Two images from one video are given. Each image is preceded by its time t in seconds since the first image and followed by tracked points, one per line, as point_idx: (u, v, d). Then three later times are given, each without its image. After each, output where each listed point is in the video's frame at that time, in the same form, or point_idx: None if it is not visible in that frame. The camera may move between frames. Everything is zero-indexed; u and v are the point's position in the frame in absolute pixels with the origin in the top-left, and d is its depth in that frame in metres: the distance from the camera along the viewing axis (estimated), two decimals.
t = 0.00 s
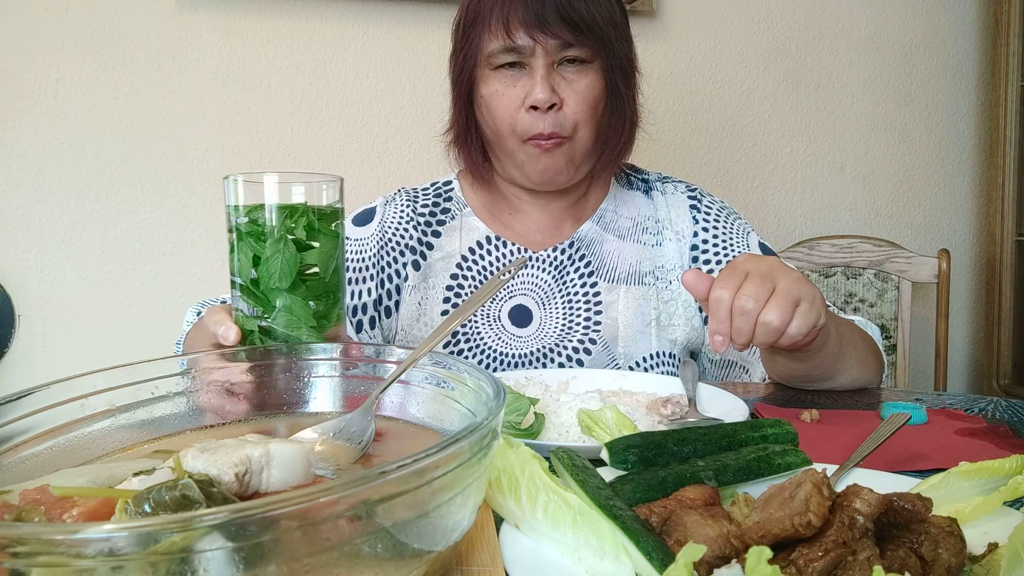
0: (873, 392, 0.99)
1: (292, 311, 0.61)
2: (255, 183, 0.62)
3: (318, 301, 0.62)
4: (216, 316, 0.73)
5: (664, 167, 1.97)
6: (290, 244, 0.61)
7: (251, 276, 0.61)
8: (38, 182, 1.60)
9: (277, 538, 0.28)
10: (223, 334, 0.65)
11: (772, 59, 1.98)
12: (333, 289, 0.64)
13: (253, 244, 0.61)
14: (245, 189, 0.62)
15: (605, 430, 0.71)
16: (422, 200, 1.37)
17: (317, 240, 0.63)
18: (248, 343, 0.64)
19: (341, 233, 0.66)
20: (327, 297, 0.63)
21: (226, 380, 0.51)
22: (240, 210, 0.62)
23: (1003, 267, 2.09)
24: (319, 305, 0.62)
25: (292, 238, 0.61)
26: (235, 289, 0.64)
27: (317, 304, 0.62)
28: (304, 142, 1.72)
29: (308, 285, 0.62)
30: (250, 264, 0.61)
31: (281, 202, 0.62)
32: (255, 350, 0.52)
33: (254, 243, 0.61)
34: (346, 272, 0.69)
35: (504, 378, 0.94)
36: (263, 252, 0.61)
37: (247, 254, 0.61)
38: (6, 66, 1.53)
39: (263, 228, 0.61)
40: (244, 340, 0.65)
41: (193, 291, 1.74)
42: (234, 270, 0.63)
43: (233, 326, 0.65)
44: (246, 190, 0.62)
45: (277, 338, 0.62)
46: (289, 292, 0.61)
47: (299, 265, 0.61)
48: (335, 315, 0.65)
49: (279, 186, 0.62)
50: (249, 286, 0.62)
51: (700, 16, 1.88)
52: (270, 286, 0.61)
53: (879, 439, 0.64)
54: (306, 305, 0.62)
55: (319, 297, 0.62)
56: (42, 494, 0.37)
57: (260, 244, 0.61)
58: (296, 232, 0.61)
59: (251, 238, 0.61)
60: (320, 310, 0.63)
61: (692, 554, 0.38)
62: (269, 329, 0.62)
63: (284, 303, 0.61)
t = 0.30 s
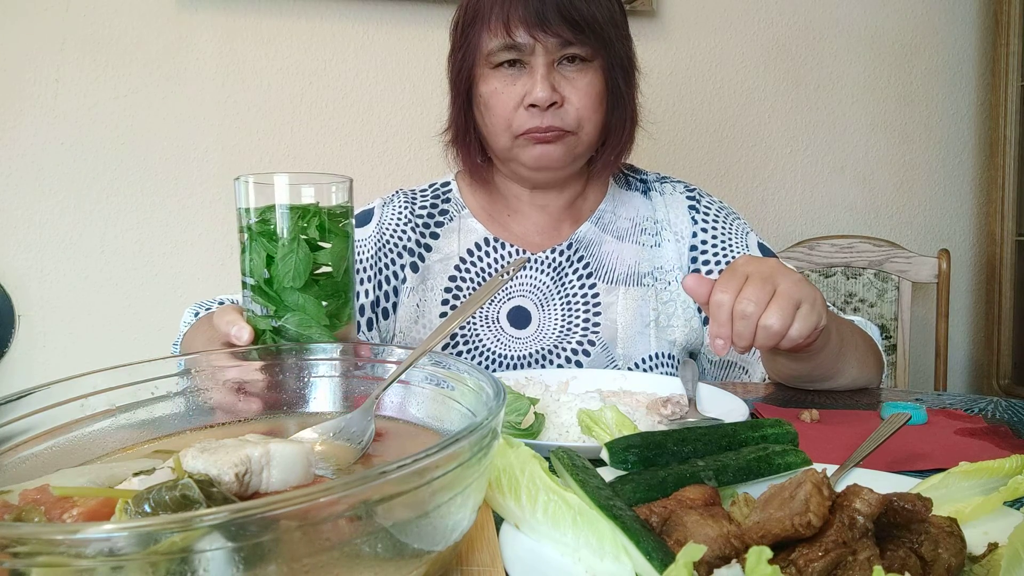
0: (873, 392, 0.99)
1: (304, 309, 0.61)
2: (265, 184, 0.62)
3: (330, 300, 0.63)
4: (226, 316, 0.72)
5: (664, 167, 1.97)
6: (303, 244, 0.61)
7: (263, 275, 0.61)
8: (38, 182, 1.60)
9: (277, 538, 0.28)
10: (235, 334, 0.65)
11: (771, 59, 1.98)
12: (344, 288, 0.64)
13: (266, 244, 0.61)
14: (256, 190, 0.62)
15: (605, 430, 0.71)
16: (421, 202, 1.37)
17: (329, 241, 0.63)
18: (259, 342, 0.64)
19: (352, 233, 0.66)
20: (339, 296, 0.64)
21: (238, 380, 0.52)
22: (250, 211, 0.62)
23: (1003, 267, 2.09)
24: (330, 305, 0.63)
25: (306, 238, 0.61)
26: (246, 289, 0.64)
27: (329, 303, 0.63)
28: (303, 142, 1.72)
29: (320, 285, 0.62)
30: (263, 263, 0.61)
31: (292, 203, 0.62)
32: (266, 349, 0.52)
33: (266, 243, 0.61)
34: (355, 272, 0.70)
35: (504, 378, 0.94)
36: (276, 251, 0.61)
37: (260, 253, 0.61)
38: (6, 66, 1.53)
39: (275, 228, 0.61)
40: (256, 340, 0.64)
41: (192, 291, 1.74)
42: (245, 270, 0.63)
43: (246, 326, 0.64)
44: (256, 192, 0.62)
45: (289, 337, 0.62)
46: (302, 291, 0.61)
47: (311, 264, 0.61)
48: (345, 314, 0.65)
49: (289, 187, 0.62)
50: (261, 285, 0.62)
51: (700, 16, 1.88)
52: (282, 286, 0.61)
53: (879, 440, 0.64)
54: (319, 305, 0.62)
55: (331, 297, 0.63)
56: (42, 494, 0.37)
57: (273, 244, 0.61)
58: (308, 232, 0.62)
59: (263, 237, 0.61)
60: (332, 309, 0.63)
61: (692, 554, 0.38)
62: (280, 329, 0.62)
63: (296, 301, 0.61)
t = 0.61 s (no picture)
0: (873, 392, 0.99)
1: (309, 310, 0.61)
2: (271, 186, 0.62)
3: (334, 301, 0.63)
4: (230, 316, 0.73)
5: (664, 167, 1.97)
6: (309, 245, 0.61)
7: (268, 276, 0.61)
8: (38, 182, 1.60)
9: (277, 538, 0.28)
10: (239, 334, 0.65)
11: (772, 60, 1.98)
12: (348, 290, 0.64)
13: (272, 245, 0.61)
14: (262, 191, 0.62)
15: (605, 430, 0.71)
16: (420, 203, 1.37)
17: (335, 242, 0.63)
18: (263, 343, 0.63)
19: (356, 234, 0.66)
20: (343, 298, 0.64)
21: (240, 379, 0.52)
22: (256, 212, 0.62)
23: (1003, 267, 2.09)
24: (334, 306, 0.63)
25: (312, 240, 0.61)
26: (249, 289, 0.64)
27: (333, 305, 0.63)
28: (303, 142, 1.72)
29: (325, 287, 0.62)
30: (268, 265, 0.61)
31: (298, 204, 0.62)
32: (269, 348, 0.52)
33: (271, 244, 0.61)
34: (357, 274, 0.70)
35: (504, 378, 0.94)
36: (281, 252, 0.61)
37: (265, 254, 0.61)
38: (6, 66, 1.53)
39: (281, 230, 0.61)
40: (261, 340, 0.64)
41: (193, 290, 1.74)
42: (250, 270, 0.63)
43: (249, 326, 0.64)
44: (263, 193, 0.62)
45: (292, 338, 0.61)
46: (307, 292, 0.61)
47: (317, 266, 0.61)
48: (348, 316, 0.65)
49: (296, 189, 0.62)
50: (265, 286, 0.62)
51: (701, 16, 1.88)
52: (287, 287, 0.61)
53: (879, 440, 0.64)
54: (323, 306, 0.62)
55: (335, 298, 0.63)
56: (42, 494, 0.37)
57: (278, 245, 0.61)
58: (314, 234, 0.62)
59: (269, 239, 0.61)
60: (337, 311, 0.63)
61: (691, 554, 0.38)
62: (284, 330, 0.62)
63: (301, 302, 0.61)
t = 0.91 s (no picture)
0: (874, 391, 0.99)
1: (306, 311, 0.61)
2: (267, 185, 0.62)
3: (330, 301, 0.63)
4: (229, 316, 0.73)
5: (664, 168, 1.97)
6: (305, 245, 0.61)
7: (265, 277, 0.61)
8: (38, 182, 1.60)
9: (277, 538, 0.28)
10: (237, 334, 0.65)
11: (771, 60, 1.98)
12: (344, 290, 0.64)
13: (268, 246, 0.61)
14: (257, 191, 0.62)
15: (605, 430, 0.71)
16: (420, 204, 1.37)
17: (330, 242, 0.63)
18: (260, 343, 0.64)
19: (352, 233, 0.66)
20: (340, 298, 0.64)
21: (240, 379, 0.52)
22: (251, 212, 0.62)
23: (1003, 267, 2.09)
24: (331, 306, 0.63)
25: (308, 240, 0.61)
26: (246, 289, 0.64)
27: (330, 305, 0.63)
28: (303, 142, 1.72)
29: (322, 287, 0.62)
30: (264, 265, 0.61)
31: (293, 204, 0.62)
32: (267, 349, 0.52)
33: (267, 245, 0.61)
34: (355, 274, 0.70)
35: (504, 378, 0.94)
36: (277, 253, 0.61)
37: (261, 255, 0.61)
38: (6, 66, 1.53)
39: (277, 230, 0.61)
40: (258, 340, 0.64)
41: (193, 290, 1.74)
42: (246, 271, 0.63)
43: (247, 327, 0.64)
44: (258, 193, 0.62)
45: (289, 338, 0.62)
46: (303, 292, 0.61)
47: (313, 266, 0.61)
48: (346, 316, 0.65)
49: (291, 189, 0.62)
50: (261, 287, 0.62)
51: (701, 16, 1.88)
52: (283, 287, 0.61)
53: (879, 440, 0.64)
54: (320, 306, 0.62)
55: (331, 299, 0.63)
56: (42, 494, 0.37)
57: (274, 245, 0.61)
58: (310, 234, 0.62)
59: (265, 239, 0.61)
60: (333, 311, 0.63)
61: (691, 554, 0.38)
62: (281, 330, 0.62)
63: (297, 303, 0.61)
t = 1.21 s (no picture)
0: (874, 391, 0.99)
1: (307, 311, 0.61)
2: (270, 185, 0.62)
3: (331, 302, 0.63)
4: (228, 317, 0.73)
5: (664, 168, 1.97)
6: (307, 245, 0.61)
7: (266, 277, 0.61)
8: (38, 182, 1.60)
9: (277, 538, 0.28)
10: (238, 335, 0.65)
11: (771, 59, 1.98)
12: (345, 290, 0.64)
13: (269, 246, 0.61)
14: (259, 191, 0.62)
15: (605, 430, 0.71)
16: (419, 204, 1.37)
17: (332, 242, 0.63)
18: (262, 343, 0.64)
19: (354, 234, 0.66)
20: (341, 298, 0.64)
21: (240, 379, 0.52)
22: (253, 212, 0.62)
23: (1003, 267, 2.09)
24: (332, 306, 0.63)
25: (310, 240, 0.61)
26: (247, 289, 0.64)
27: (331, 305, 0.63)
28: (303, 142, 1.72)
29: (323, 287, 0.62)
30: (266, 266, 0.61)
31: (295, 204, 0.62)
32: (268, 348, 0.52)
33: (269, 245, 0.61)
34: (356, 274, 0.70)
35: (504, 378, 0.94)
36: (279, 253, 0.61)
37: (263, 255, 0.61)
38: (6, 66, 1.53)
39: (279, 230, 0.61)
40: (259, 341, 0.64)
41: (193, 290, 1.74)
42: (248, 271, 0.63)
43: (248, 328, 0.64)
44: (260, 193, 0.62)
45: (291, 338, 0.62)
46: (305, 293, 0.61)
47: (315, 266, 0.61)
48: (347, 316, 0.65)
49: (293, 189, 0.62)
50: (263, 287, 0.62)
51: (701, 16, 1.88)
52: (284, 287, 0.61)
53: (879, 440, 0.64)
54: (321, 306, 0.62)
55: (332, 299, 0.63)
56: (42, 494, 0.37)
57: (275, 246, 0.61)
58: (312, 234, 0.62)
59: (267, 240, 0.61)
60: (333, 311, 0.63)
61: (692, 554, 0.38)
62: (282, 330, 0.62)
63: (299, 303, 0.61)
